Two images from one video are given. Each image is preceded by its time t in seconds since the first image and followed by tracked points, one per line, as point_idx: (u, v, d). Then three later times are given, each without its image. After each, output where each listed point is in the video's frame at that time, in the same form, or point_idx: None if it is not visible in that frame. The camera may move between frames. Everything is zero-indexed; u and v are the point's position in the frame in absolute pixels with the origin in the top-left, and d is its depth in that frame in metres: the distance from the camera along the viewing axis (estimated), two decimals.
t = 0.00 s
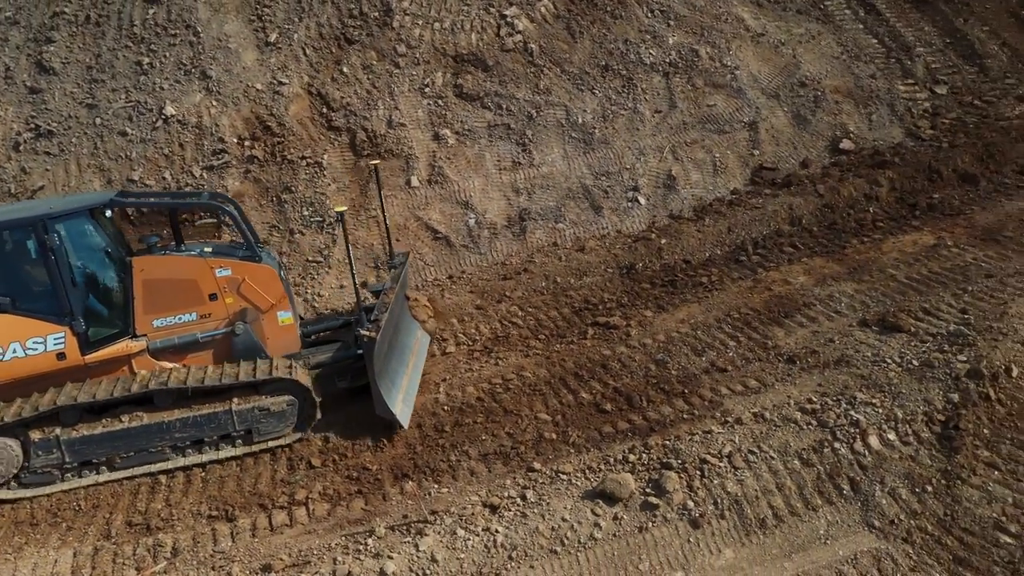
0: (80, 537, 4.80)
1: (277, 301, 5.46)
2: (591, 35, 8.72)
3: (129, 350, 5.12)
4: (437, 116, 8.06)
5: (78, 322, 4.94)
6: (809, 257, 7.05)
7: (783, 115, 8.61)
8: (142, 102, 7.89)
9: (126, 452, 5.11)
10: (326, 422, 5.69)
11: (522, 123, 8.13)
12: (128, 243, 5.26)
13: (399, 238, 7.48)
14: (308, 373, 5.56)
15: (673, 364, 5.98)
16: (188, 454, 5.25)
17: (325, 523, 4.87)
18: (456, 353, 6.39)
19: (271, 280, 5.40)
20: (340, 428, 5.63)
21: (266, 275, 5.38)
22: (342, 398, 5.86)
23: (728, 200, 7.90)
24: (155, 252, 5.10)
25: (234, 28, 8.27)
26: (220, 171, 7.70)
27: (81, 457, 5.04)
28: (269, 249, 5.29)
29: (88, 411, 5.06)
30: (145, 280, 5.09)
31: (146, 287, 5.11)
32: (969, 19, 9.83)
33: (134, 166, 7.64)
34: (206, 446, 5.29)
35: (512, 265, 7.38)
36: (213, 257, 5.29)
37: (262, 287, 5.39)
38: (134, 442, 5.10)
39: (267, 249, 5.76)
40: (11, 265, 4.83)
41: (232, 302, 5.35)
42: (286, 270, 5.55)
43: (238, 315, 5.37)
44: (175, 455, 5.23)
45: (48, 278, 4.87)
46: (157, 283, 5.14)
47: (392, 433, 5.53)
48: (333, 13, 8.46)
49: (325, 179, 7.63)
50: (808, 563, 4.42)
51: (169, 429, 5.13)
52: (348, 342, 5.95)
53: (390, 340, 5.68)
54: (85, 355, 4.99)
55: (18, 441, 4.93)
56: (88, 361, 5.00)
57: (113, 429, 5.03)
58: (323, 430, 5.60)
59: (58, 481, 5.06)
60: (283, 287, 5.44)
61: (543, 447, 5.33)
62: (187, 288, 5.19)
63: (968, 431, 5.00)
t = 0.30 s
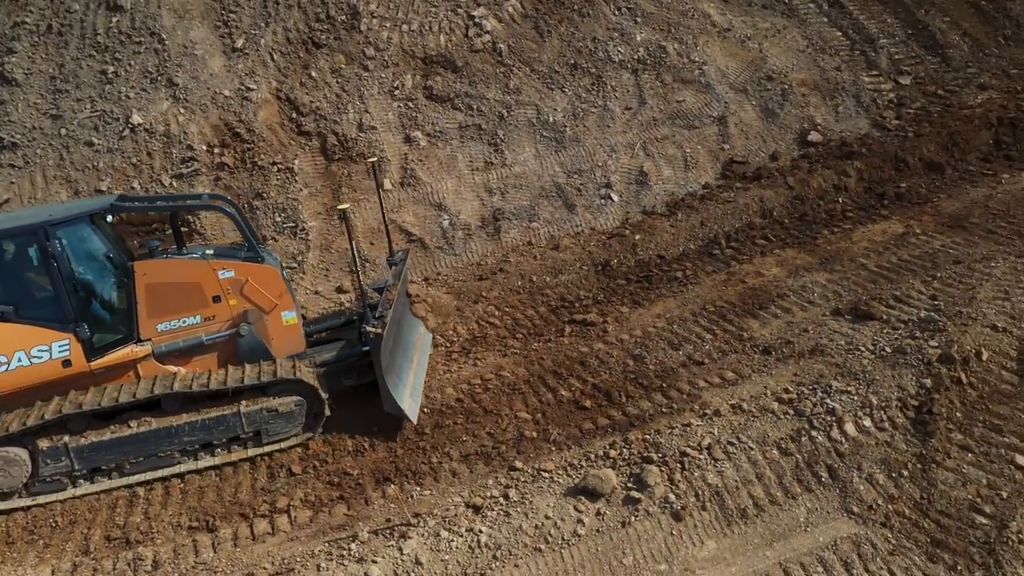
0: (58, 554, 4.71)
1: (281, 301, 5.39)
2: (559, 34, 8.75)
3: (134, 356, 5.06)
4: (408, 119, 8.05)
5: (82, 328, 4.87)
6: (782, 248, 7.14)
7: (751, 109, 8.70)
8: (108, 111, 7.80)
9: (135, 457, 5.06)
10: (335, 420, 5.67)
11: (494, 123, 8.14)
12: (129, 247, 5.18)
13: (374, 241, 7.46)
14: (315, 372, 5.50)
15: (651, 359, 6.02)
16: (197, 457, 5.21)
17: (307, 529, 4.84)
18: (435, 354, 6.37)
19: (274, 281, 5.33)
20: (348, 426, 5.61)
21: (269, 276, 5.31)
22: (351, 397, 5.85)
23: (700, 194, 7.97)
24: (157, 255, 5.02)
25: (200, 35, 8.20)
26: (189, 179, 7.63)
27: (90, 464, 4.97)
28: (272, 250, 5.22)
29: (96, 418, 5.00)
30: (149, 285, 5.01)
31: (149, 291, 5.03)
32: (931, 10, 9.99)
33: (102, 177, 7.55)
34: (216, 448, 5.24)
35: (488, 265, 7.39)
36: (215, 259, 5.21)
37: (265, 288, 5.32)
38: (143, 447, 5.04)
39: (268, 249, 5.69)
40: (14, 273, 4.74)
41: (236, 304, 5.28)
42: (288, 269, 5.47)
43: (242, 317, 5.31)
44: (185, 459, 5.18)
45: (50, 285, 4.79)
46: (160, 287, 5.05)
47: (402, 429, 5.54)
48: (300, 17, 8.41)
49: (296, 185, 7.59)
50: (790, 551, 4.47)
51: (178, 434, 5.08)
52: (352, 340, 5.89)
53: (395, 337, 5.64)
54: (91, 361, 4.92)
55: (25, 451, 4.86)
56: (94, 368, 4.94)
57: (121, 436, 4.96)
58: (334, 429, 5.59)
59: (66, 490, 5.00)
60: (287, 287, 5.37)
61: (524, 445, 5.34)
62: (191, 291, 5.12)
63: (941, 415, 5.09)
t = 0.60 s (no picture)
0: (35, 571, 4.59)
1: (284, 299, 5.39)
2: (527, 33, 8.77)
3: (142, 360, 4.97)
4: (378, 121, 8.04)
5: (90, 334, 4.74)
6: (753, 241, 7.22)
7: (719, 103, 8.78)
8: (72, 121, 7.67)
9: (147, 461, 5.02)
10: (348, 417, 5.69)
11: (464, 124, 8.14)
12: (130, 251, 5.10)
13: (347, 245, 7.42)
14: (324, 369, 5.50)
15: (628, 354, 6.06)
16: (209, 458, 5.20)
17: (289, 536, 4.82)
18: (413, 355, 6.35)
19: (277, 279, 5.33)
20: (362, 421, 5.66)
21: (272, 275, 5.31)
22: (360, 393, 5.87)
23: (671, 189, 8.04)
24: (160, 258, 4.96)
25: (164, 42, 8.11)
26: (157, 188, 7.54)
27: (102, 470, 4.92)
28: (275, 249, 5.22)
29: (106, 423, 4.93)
30: (153, 288, 4.94)
31: (154, 295, 4.96)
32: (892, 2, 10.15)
33: (68, 188, 7.42)
34: (227, 448, 5.24)
35: (462, 266, 7.39)
36: (217, 260, 5.18)
37: (268, 287, 5.31)
38: (156, 451, 5.01)
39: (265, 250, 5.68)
40: (16, 280, 4.59)
41: (240, 304, 5.26)
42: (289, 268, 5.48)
43: (247, 317, 5.29)
44: (197, 461, 5.17)
45: (53, 291, 4.65)
46: (165, 291, 4.99)
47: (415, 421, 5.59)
48: (265, 21, 8.35)
49: (267, 191, 7.54)
50: (771, 538, 4.52)
51: (191, 436, 5.06)
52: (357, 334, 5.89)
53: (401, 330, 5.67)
54: (99, 367, 4.81)
55: (36, 460, 4.77)
56: (102, 373, 4.83)
57: (133, 440, 4.92)
58: (346, 425, 5.61)
59: (78, 497, 4.94)
60: (290, 286, 5.38)
61: (504, 444, 5.37)
62: (195, 293, 5.07)
63: (914, 400, 5.18)
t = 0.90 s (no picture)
0: None
1: (292, 297, 5.35)
2: (495, 33, 8.79)
3: (150, 362, 4.94)
4: (348, 124, 8.01)
5: (97, 338, 4.73)
6: (725, 233, 7.29)
7: (687, 98, 8.86)
8: (36, 132, 7.57)
9: (160, 462, 5.01)
10: (359, 413, 5.71)
11: (435, 125, 8.14)
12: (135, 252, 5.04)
13: (321, 249, 7.39)
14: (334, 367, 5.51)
15: (606, 349, 6.10)
16: (221, 456, 5.21)
17: (271, 543, 4.80)
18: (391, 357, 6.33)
19: (284, 277, 5.29)
20: (373, 415, 5.69)
21: (279, 273, 5.26)
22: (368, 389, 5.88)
23: (643, 184, 8.10)
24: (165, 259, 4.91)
25: (128, 49, 8.02)
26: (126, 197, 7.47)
27: (116, 473, 4.91)
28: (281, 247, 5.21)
29: (117, 426, 4.92)
30: (160, 290, 4.89)
31: (160, 296, 4.90)
32: None
33: (34, 200, 7.32)
34: (239, 446, 5.25)
35: (437, 266, 7.39)
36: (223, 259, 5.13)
37: (276, 285, 5.27)
38: (168, 452, 5.00)
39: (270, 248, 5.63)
40: (23, 286, 4.55)
41: (248, 303, 5.21)
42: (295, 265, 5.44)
43: (255, 315, 5.25)
44: (209, 459, 5.18)
45: (58, 297, 4.62)
46: (171, 292, 4.93)
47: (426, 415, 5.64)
48: (231, 26, 8.29)
49: (238, 197, 7.49)
50: (752, 527, 4.58)
51: (203, 435, 5.06)
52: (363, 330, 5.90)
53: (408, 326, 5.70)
54: (107, 371, 4.80)
55: (49, 466, 4.74)
56: (111, 377, 4.82)
57: (145, 442, 4.91)
58: (358, 420, 5.64)
59: (92, 500, 4.94)
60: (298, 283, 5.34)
61: (485, 443, 5.39)
62: (201, 293, 5.02)
63: (888, 385, 5.27)
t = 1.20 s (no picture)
0: None
1: (308, 291, 5.45)
2: (474, 32, 8.80)
3: (169, 359, 5.03)
4: (330, 126, 8.00)
5: (117, 336, 4.83)
6: (708, 229, 7.34)
7: (667, 95, 8.91)
8: (14, 139, 7.52)
9: (182, 458, 5.07)
10: (375, 403, 5.83)
11: (416, 126, 8.15)
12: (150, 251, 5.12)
13: (304, 252, 7.38)
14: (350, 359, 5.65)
15: (593, 346, 6.14)
16: (243, 450, 5.27)
17: (261, 547, 4.79)
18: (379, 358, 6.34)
19: (299, 272, 5.39)
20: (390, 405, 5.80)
21: (293, 268, 5.36)
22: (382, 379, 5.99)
23: (625, 182, 8.15)
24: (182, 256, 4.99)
25: (105, 55, 7.98)
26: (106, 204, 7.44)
27: (139, 469, 4.96)
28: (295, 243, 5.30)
29: (139, 423, 4.96)
30: (178, 286, 4.97)
31: (179, 293, 4.99)
32: None
33: (13, 208, 7.28)
34: (259, 440, 5.32)
35: (422, 267, 7.40)
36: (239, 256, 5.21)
37: (291, 279, 5.37)
38: (190, 447, 5.05)
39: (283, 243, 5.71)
40: (43, 285, 4.64)
41: (264, 298, 5.30)
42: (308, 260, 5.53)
43: (272, 310, 5.34)
44: (231, 453, 5.24)
45: (78, 297, 4.71)
46: (188, 288, 5.01)
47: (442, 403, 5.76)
48: (208, 30, 8.26)
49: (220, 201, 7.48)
50: (740, 520, 4.62)
51: (224, 430, 5.12)
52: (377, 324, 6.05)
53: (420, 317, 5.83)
54: (128, 368, 4.90)
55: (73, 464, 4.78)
56: (131, 374, 4.91)
57: (168, 438, 4.96)
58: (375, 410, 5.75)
59: (114, 498, 4.98)
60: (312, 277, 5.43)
61: (474, 442, 5.40)
62: (219, 289, 5.10)
63: (871, 376, 5.33)
